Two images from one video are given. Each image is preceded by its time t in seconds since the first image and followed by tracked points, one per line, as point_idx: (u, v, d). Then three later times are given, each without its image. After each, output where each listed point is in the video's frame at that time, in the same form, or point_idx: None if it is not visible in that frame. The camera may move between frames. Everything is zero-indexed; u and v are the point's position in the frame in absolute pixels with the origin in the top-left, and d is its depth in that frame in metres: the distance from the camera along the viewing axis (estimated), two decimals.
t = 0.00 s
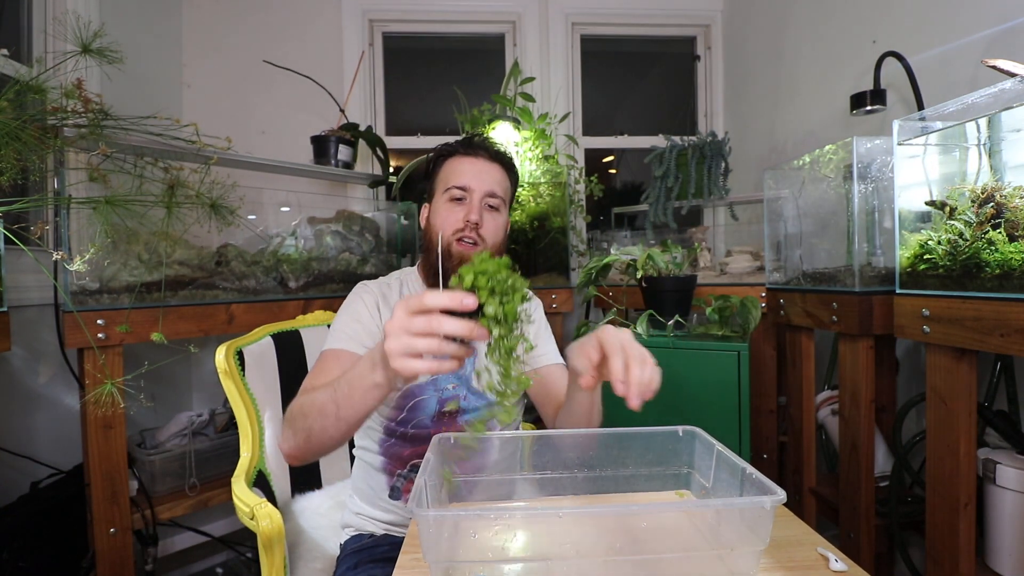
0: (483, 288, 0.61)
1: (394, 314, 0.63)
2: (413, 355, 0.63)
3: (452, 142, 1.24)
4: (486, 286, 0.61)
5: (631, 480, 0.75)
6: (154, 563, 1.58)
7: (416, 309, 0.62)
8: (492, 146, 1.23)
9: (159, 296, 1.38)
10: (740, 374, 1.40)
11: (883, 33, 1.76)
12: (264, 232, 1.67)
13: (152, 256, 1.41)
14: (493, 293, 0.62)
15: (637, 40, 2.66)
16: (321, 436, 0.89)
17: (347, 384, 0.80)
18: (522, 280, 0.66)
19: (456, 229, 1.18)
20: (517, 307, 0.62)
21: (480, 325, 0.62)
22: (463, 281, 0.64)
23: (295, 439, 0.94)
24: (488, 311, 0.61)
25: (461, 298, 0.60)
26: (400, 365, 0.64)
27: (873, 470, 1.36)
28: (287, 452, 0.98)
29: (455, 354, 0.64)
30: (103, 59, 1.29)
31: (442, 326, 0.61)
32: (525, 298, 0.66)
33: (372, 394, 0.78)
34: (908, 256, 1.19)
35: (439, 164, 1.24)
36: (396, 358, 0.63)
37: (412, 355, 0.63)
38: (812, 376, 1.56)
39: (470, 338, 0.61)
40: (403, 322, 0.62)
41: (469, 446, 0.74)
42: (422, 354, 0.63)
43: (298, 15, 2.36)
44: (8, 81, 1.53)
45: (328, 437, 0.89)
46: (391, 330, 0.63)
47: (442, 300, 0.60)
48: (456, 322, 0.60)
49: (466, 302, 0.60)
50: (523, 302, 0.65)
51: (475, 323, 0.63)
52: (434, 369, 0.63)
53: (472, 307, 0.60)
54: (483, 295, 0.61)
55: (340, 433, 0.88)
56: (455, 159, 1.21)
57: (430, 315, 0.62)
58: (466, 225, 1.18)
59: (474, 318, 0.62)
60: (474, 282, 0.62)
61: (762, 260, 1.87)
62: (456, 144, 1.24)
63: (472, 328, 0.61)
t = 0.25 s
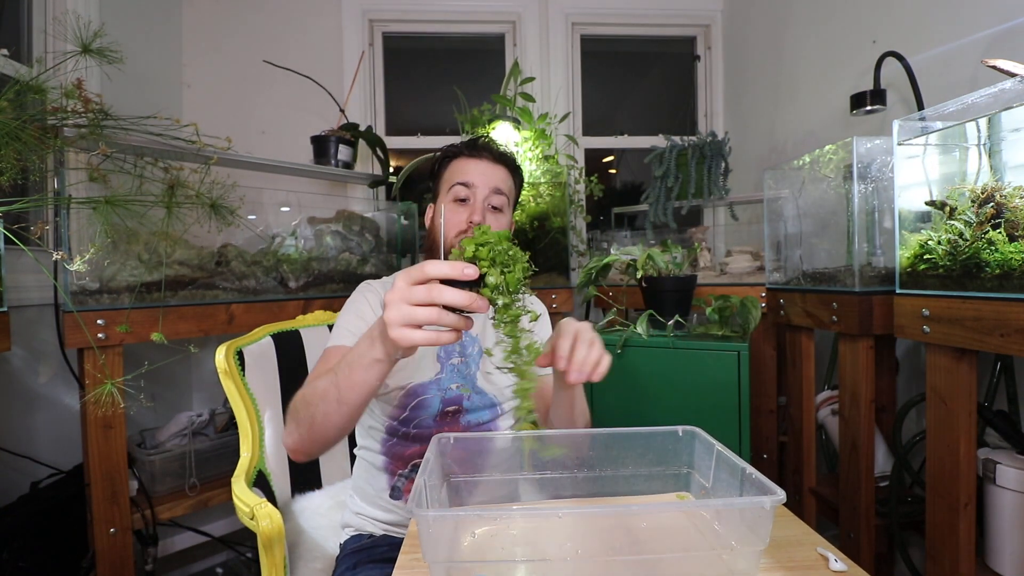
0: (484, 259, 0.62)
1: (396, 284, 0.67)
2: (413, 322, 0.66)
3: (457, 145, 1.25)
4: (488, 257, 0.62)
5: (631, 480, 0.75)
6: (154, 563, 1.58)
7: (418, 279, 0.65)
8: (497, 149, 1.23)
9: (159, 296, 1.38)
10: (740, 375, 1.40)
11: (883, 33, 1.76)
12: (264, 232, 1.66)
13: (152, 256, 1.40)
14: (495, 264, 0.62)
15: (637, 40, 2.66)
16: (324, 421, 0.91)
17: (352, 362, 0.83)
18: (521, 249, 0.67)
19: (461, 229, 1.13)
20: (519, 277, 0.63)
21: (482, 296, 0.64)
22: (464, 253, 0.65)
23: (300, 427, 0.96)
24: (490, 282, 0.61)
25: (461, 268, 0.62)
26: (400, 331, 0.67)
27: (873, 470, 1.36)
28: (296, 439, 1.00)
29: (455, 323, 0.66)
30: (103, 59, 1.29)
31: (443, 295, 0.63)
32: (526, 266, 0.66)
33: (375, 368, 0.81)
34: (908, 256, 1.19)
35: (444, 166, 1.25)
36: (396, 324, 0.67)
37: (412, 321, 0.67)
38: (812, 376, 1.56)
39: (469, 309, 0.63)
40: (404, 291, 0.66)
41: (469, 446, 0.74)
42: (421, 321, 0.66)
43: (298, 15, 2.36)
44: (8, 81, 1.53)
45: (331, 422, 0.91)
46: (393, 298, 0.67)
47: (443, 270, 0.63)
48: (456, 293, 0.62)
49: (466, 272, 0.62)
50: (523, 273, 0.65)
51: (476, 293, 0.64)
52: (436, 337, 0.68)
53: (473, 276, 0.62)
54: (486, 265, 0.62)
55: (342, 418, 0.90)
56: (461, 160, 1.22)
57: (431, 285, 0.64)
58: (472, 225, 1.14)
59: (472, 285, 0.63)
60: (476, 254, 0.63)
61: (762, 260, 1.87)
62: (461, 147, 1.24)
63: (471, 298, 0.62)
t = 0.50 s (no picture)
0: (466, 301, 0.63)
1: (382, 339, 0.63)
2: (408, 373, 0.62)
3: (452, 144, 1.24)
4: (468, 301, 0.63)
5: (631, 480, 0.75)
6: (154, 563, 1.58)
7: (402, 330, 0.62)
8: (492, 147, 1.23)
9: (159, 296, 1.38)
10: (740, 375, 1.40)
11: (884, 33, 1.76)
12: (264, 232, 1.66)
13: (152, 256, 1.40)
14: (475, 304, 0.63)
15: (637, 40, 2.66)
16: (343, 457, 0.90)
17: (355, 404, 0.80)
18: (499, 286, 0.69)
19: (459, 233, 1.17)
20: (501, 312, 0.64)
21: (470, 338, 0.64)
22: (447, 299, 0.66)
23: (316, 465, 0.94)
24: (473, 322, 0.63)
25: (446, 315, 0.62)
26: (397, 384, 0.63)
27: (873, 470, 1.36)
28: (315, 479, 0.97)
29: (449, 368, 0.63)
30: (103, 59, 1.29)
31: (430, 342, 0.61)
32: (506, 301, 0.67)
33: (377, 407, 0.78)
34: (908, 256, 1.19)
35: (440, 166, 1.24)
36: (391, 378, 0.63)
37: (404, 375, 0.63)
38: (812, 376, 1.56)
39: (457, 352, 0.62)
40: (392, 346, 0.62)
41: (470, 447, 0.74)
42: (415, 372, 0.63)
43: (298, 15, 2.36)
44: (8, 81, 1.53)
45: (350, 456, 0.90)
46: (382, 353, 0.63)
47: (428, 319, 0.61)
48: (443, 339, 0.61)
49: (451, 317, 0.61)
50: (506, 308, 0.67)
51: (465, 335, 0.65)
52: (427, 381, 0.63)
53: (457, 320, 0.62)
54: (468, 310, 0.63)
55: (361, 452, 0.89)
56: (456, 160, 1.21)
57: (417, 336, 0.61)
58: (470, 227, 1.17)
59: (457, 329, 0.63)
60: (458, 297, 0.64)
61: (761, 260, 1.87)
62: (456, 146, 1.23)
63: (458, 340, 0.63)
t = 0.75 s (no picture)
0: (444, 357, 0.69)
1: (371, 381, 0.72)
2: (391, 413, 0.70)
3: (437, 144, 1.19)
4: (444, 355, 0.69)
5: (631, 480, 0.75)
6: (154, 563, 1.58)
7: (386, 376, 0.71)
8: (477, 146, 1.17)
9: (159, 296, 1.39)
10: (740, 375, 1.40)
11: (884, 33, 1.76)
12: (264, 232, 1.66)
13: (152, 256, 1.41)
14: (451, 360, 0.69)
15: (637, 40, 2.66)
16: (353, 476, 0.92)
17: (358, 432, 0.87)
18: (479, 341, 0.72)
19: (452, 243, 1.15)
20: (474, 369, 0.68)
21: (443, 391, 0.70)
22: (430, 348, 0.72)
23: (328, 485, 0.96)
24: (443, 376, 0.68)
25: (423, 366, 0.68)
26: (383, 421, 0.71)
27: (873, 470, 1.36)
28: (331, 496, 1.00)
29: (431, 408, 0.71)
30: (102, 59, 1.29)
31: (409, 390, 0.69)
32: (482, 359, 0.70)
33: (375, 436, 0.86)
34: (908, 256, 1.19)
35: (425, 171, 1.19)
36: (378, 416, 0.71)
37: (389, 414, 0.70)
38: (812, 376, 1.56)
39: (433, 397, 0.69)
40: (379, 388, 0.71)
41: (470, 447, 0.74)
42: (396, 413, 0.70)
43: (298, 16, 2.36)
44: (8, 81, 1.54)
45: (360, 475, 0.92)
46: (370, 394, 0.71)
47: (408, 368, 0.69)
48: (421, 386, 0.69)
49: (429, 368, 0.68)
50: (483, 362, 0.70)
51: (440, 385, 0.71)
52: (409, 420, 0.71)
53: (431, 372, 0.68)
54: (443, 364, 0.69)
55: (369, 470, 0.92)
56: (441, 164, 1.16)
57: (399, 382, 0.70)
58: (463, 236, 1.14)
59: (433, 380, 0.69)
60: (436, 351, 0.70)
61: (761, 260, 1.87)
62: (441, 148, 1.18)
63: (433, 389, 0.69)
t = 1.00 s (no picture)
0: (449, 336, 0.65)
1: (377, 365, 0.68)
2: (400, 395, 0.67)
3: (428, 143, 1.17)
4: (449, 334, 0.65)
5: (631, 480, 0.75)
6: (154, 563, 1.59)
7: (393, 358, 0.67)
8: (469, 145, 1.15)
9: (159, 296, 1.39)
10: (740, 374, 1.40)
11: (884, 33, 1.76)
12: (264, 231, 1.66)
13: (152, 256, 1.41)
14: (457, 339, 0.65)
15: (637, 40, 2.66)
16: (349, 472, 0.90)
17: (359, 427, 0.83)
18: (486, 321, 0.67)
19: (445, 243, 1.13)
20: (479, 348, 0.65)
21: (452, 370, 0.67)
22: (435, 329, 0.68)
23: (321, 481, 0.95)
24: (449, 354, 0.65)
25: (430, 345, 0.65)
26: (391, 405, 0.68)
27: (873, 470, 1.36)
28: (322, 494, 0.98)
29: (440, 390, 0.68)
30: (102, 58, 1.29)
31: (418, 369, 0.66)
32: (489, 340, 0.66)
33: (380, 430, 0.81)
34: (908, 256, 1.19)
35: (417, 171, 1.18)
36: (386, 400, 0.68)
37: (397, 398, 0.68)
38: (812, 376, 1.56)
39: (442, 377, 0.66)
40: (386, 371, 0.67)
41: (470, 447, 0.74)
42: (406, 395, 0.68)
43: (298, 15, 2.36)
44: (8, 81, 1.54)
45: (356, 472, 0.90)
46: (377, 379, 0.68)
47: (414, 349, 0.66)
48: (429, 365, 0.66)
49: (435, 347, 0.65)
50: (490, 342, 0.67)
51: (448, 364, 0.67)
52: (419, 402, 0.68)
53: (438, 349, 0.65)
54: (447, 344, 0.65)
55: (368, 467, 0.90)
56: (433, 164, 1.14)
57: (407, 363, 0.66)
58: (455, 237, 1.12)
59: (441, 359, 0.66)
60: (441, 330, 0.66)
61: (761, 260, 1.87)
62: (432, 147, 1.16)
63: (442, 369, 0.66)
